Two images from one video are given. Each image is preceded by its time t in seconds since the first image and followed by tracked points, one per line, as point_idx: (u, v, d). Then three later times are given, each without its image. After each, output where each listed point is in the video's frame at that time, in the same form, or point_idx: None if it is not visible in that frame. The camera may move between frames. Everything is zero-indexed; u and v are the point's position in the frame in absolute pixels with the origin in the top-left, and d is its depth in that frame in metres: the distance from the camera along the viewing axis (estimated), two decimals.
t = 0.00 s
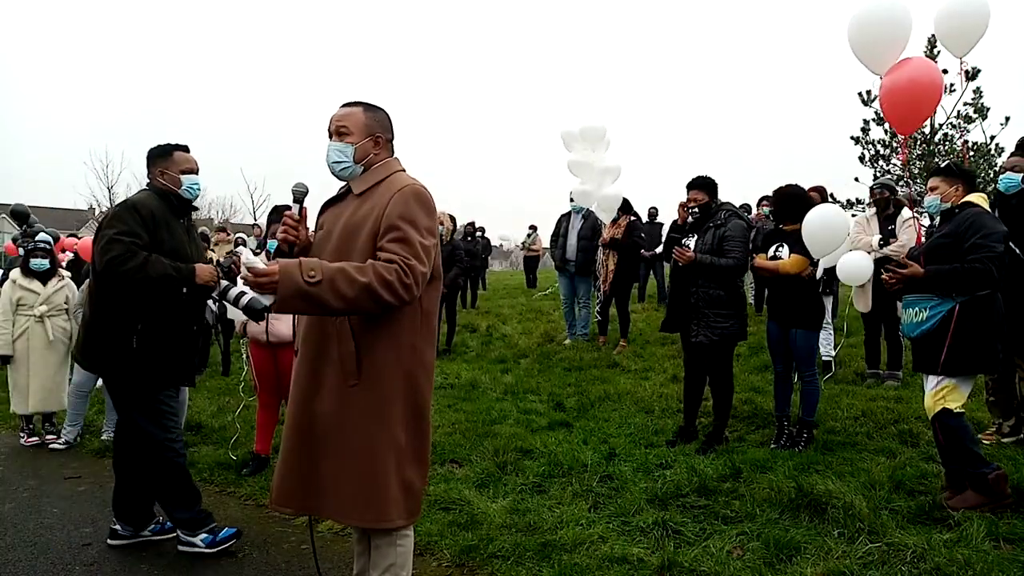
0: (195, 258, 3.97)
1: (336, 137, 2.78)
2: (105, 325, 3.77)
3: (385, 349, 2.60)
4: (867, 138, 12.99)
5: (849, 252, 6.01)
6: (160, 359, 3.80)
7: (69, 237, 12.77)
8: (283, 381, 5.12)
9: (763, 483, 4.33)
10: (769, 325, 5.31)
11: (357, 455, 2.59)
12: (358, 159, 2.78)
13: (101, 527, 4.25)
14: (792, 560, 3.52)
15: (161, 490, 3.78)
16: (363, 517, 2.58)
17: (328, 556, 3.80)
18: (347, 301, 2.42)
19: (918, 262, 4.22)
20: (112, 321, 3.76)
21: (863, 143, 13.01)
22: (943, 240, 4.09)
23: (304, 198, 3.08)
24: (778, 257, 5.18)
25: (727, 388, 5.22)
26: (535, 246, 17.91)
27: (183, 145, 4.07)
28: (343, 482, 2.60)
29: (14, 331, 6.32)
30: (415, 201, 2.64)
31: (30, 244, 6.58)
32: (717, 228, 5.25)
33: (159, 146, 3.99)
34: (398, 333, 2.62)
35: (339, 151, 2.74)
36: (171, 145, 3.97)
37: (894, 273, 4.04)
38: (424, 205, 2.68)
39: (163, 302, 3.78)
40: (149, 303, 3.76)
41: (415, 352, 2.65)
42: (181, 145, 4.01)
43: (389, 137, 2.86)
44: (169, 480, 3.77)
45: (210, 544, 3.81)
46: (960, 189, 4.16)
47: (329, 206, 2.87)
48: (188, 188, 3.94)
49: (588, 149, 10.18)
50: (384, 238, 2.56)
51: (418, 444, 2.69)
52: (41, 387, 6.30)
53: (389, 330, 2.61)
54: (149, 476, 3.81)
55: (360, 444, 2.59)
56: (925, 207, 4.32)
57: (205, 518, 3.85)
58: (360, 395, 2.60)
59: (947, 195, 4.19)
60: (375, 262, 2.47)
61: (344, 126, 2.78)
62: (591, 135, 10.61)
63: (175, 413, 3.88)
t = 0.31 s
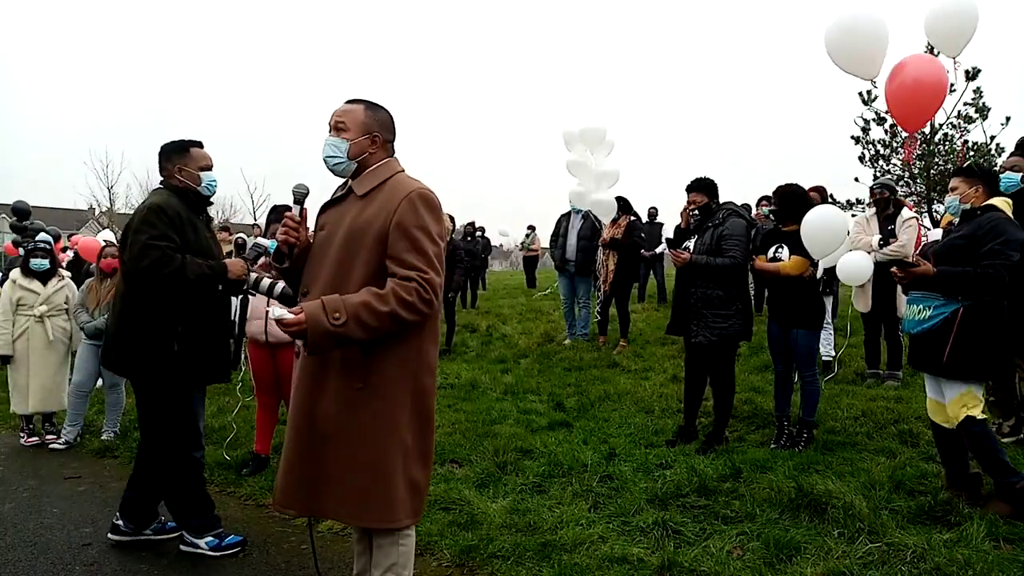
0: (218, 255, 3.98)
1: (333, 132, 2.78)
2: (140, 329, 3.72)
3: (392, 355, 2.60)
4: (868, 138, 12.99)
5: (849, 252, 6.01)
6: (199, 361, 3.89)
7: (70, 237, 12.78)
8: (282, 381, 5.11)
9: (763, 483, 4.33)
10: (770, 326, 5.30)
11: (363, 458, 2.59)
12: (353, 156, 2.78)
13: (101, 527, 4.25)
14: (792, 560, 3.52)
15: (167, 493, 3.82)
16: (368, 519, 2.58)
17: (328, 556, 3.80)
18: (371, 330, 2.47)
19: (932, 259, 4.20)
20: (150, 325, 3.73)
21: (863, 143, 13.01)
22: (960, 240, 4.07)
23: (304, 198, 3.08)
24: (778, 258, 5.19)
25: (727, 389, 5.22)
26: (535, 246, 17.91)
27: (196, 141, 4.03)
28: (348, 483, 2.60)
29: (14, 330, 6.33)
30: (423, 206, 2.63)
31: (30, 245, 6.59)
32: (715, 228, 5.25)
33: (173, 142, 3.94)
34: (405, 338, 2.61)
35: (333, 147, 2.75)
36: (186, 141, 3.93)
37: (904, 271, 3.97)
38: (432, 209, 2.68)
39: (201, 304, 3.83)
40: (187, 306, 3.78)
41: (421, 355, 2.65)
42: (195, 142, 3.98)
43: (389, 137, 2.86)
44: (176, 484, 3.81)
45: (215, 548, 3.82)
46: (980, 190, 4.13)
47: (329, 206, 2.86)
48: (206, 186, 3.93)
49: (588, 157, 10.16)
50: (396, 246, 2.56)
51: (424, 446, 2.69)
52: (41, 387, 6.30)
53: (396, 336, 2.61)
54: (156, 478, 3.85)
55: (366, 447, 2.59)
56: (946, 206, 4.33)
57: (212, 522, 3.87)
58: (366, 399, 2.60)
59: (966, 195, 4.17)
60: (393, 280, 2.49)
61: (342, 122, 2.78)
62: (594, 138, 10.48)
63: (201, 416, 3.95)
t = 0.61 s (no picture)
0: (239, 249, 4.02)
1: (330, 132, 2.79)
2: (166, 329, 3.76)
3: (391, 356, 2.60)
4: (868, 138, 12.99)
5: (849, 252, 6.02)
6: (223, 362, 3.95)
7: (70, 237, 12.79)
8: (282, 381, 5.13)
9: (763, 483, 4.33)
10: (769, 326, 5.29)
11: (360, 458, 2.59)
12: (350, 156, 2.78)
13: (101, 527, 4.25)
14: (791, 560, 3.52)
15: (173, 492, 3.82)
16: (364, 519, 2.58)
17: (328, 556, 3.80)
18: (368, 329, 2.47)
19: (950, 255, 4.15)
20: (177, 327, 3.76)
21: (863, 143, 13.01)
22: (980, 237, 4.01)
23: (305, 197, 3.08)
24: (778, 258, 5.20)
25: (728, 390, 5.21)
26: (535, 246, 17.91)
27: (211, 139, 4.04)
28: (345, 483, 2.60)
29: (14, 331, 6.33)
30: (424, 207, 2.63)
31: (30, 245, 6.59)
32: (715, 228, 5.25)
33: (189, 139, 3.94)
34: (404, 340, 2.61)
35: (331, 146, 2.75)
36: (205, 139, 3.95)
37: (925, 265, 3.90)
38: (434, 210, 2.68)
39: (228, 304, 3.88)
40: (210, 304, 3.84)
41: (420, 356, 2.66)
42: (211, 139, 4.00)
43: (388, 137, 2.85)
44: (182, 483, 3.80)
45: (216, 548, 3.82)
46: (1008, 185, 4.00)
47: (330, 207, 2.86)
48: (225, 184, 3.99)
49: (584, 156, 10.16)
50: (397, 247, 2.56)
51: (421, 447, 2.69)
52: (41, 387, 6.29)
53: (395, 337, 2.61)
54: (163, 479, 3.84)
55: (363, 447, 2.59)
56: (968, 198, 4.14)
57: (212, 521, 3.87)
58: (364, 399, 2.60)
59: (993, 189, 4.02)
60: (392, 282, 2.50)
61: (341, 122, 2.80)
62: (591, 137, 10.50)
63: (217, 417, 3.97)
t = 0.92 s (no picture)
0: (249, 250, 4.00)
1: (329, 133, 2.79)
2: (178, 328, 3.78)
3: (386, 355, 2.60)
4: (868, 138, 12.99)
5: (849, 252, 6.02)
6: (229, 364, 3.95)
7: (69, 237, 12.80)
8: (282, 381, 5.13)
9: (763, 483, 4.33)
10: (766, 326, 5.28)
11: (355, 458, 2.59)
12: (350, 156, 2.78)
13: (102, 526, 4.25)
14: (792, 560, 3.52)
15: (174, 491, 3.82)
16: (359, 519, 2.58)
17: (327, 556, 3.80)
18: (360, 326, 2.46)
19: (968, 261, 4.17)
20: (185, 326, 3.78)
21: (863, 143, 13.01)
22: (991, 247, 4.03)
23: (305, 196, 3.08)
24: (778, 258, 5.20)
25: (728, 390, 5.21)
26: (535, 246, 17.91)
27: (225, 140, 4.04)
28: (339, 483, 2.61)
29: (14, 331, 6.33)
30: (420, 205, 2.64)
31: (30, 245, 6.60)
32: (716, 227, 5.25)
33: (205, 138, 3.92)
34: (400, 339, 2.61)
35: (331, 147, 2.75)
36: (219, 139, 3.94)
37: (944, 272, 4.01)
38: (430, 209, 2.67)
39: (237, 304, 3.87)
40: (221, 306, 3.82)
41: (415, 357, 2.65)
42: (226, 140, 4.00)
43: (389, 137, 2.85)
44: (184, 483, 3.80)
45: (216, 548, 3.81)
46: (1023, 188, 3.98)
47: (330, 205, 2.86)
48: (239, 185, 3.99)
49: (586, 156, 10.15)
50: (392, 245, 2.56)
51: (417, 447, 2.68)
52: (41, 387, 6.29)
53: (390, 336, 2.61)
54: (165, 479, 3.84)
55: (357, 446, 2.59)
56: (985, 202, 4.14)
57: (212, 521, 3.86)
58: (359, 398, 2.60)
59: (1008, 193, 4.01)
60: (386, 280, 2.50)
61: (340, 123, 2.80)
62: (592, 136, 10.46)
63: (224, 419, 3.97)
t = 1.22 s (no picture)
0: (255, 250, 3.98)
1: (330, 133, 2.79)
2: (184, 327, 3.77)
3: (383, 354, 2.61)
4: (868, 138, 12.99)
5: (849, 252, 6.03)
6: (236, 361, 3.94)
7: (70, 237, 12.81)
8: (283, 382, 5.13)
9: (763, 483, 4.33)
10: (766, 326, 5.27)
11: (352, 456, 2.59)
12: (351, 156, 2.78)
13: (102, 527, 4.25)
14: (792, 560, 3.52)
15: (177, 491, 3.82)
16: (356, 517, 2.57)
17: (328, 556, 3.80)
18: (356, 322, 2.46)
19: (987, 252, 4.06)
20: (190, 325, 3.77)
21: (863, 143, 13.01)
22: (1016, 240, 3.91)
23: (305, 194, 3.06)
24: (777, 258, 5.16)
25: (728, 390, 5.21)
26: (535, 246, 17.92)
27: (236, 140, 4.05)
28: (336, 481, 2.60)
29: (14, 331, 6.33)
30: (418, 204, 2.64)
31: (30, 245, 6.60)
32: (719, 228, 5.24)
33: (215, 138, 3.93)
34: (397, 337, 2.61)
35: (332, 148, 2.76)
36: (229, 139, 3.95)
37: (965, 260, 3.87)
38: (427, 207, 2.67)
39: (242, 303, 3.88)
40: (224, 304, 3.81)
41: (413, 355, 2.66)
42: (235, 140, 4.00)
43: (389, 137, 2.85)
44: (186, 482, 3.79)
45: (216, 548, 3.81)
46: None
47: (330, 205, 2.86)
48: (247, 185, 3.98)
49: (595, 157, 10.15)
50: (390, 243, 2.56)
51: (415, 446, 2.68)
52: (41, 387, 6.29)
53: (387, 335, 2.61)
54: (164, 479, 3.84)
55: (354, 445, 2.59)
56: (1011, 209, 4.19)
57: (214, 521, 3.86)
58: (356, 396, 2.61)
59: None
60: (382, 277, 2.50)
61: (342, 123, 2.80)
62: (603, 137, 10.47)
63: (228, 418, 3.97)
